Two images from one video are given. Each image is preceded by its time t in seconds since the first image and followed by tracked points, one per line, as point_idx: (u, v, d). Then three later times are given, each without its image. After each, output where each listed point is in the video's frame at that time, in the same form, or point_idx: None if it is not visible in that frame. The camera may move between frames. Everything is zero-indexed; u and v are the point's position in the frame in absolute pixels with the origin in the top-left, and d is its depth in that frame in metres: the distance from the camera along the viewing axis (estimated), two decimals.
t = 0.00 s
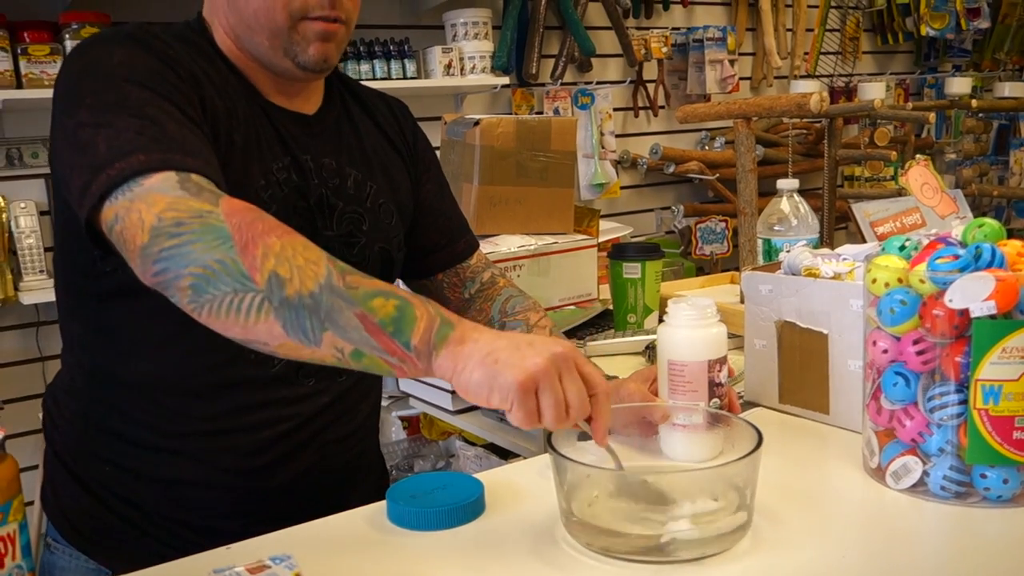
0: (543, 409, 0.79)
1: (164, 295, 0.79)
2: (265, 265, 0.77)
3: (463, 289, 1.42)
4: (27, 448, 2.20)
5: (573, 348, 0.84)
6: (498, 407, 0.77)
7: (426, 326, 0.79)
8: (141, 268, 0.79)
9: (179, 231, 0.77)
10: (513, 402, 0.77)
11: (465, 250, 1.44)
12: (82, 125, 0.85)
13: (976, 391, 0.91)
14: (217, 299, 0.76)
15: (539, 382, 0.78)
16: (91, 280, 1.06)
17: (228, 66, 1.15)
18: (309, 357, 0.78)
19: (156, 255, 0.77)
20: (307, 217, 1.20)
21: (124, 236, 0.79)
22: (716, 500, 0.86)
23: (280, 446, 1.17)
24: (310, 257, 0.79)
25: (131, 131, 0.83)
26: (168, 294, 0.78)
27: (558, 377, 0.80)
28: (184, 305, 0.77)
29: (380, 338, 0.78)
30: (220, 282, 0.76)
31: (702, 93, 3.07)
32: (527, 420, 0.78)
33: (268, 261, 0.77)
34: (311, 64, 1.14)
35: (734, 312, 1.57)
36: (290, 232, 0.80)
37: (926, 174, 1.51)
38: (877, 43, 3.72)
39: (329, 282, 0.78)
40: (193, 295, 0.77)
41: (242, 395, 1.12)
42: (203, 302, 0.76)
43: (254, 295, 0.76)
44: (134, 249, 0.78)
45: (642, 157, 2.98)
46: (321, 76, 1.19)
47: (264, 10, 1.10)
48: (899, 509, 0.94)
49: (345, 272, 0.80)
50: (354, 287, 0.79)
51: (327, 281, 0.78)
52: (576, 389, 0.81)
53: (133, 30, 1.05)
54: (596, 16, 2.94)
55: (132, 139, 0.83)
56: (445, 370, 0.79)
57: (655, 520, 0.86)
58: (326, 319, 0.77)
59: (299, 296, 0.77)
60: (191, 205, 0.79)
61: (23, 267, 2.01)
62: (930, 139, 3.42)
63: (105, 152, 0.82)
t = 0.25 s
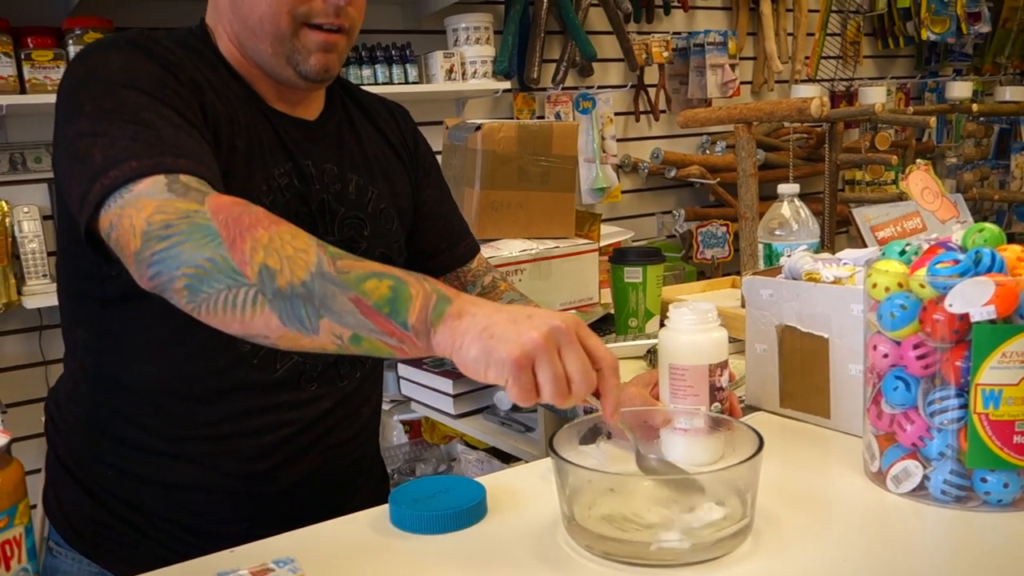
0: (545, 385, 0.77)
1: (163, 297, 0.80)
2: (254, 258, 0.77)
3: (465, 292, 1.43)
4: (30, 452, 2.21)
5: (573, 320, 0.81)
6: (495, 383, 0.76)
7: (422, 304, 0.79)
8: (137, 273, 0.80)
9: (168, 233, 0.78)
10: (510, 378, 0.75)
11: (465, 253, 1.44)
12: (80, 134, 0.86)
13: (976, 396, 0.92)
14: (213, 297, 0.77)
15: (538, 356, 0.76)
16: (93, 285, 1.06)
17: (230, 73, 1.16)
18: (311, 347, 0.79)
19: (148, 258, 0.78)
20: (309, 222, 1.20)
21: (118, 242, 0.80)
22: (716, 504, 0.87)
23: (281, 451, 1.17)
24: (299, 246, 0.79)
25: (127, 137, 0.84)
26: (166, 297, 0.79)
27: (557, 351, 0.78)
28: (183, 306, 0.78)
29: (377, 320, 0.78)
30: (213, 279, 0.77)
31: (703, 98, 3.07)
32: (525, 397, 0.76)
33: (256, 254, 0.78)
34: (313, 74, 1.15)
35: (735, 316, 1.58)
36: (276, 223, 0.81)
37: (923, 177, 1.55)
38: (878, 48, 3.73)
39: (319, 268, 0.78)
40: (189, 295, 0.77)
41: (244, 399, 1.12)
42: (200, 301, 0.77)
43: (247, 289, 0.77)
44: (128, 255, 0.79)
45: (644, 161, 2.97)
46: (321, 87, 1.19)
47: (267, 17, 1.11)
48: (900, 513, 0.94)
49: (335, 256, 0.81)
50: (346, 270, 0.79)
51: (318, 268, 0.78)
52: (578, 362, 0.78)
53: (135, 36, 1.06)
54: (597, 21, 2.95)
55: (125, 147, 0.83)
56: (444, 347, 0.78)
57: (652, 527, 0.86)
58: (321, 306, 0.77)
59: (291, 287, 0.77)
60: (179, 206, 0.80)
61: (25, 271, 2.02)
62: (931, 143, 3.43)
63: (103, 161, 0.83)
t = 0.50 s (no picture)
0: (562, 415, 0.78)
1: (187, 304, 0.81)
2: (285, 271, 0.79)
3: (467, 298, 1.43)
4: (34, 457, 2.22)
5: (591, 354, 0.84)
6: (515, 410, 0.77)
7: (445, 330, 0.80)
8: (166, 277, 0.80)
9: (202, 240, 0.79)
10: (530, 404, 0.77)
11: (469, 258, 1.45)
12: (100, 139, 0.87)
13: (977, 403, 0.92)
14: (240, 305, 0.78)
15: (559, 387, 0.78)
16: (101, 292, 1.07)
17: (237, 82, 1.17)
18: (331, 363, 0.79)
19: (179, 264, 0.79)
20: (314, 230, 1.21)
21: (147, 246, 0.81)
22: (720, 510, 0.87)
23: (285, 456, 1.18)
24: (329, 264, 0.81)
25: (151, 144, 0.85)
26: (192, 303, 0.80)
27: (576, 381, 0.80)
28: (208, 313, 0.79)
29: (399, 342, 0.79)
30: (242, 289, 0.78)
31: (705, 105, 3.08)
32: (545, 424, 0.78)
33: (288, 267, 0.79)
34: (318, 80, 1.16)
35: (737, 324, 1.58)
36: (308, 240, 0.82)
37: (925, 185, 1.53)
38: (880, 55, 3.74)
39: (348, 286, 0.80)
40: (216, 302, 0.78)
41: (250, 406, 1.13)
42: (226, 309, 0.78)
43: (276, 300, 0.78)
44: (158, 259, 0.80)
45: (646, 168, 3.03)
46: (327, 92, 1.20)
47: (273, 27, 1.12)
48: (901, 520, 0.95)
49: (362, 277, 0.82)
50: (373, 291, 0.81)
51: (346, 286, 0.80)
52: (594, 393, 0.81)
53: (144, 45, 1.07)
54: (600, 28, 2.97)
55: (151, 152, 0.84)
56: (463, 373, 0.80)
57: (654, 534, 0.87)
58: (346, 323, 0.79)
59: (319, 302, 0.78)
60: (214, 214, 0.81)
61: (31, 277, 2.03)
62: (932, 150, 3.44)
63: (127, 166, 0.83)
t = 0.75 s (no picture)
0: (549, 369, 0.79)
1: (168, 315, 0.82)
2: (259, 270, 0.80)
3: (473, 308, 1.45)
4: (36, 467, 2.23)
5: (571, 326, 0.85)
6: (500, 364, 0.77)
7: (427, 303, 0.81)
8: (143, 291, 0.81)
9: (171, 250, 0.80)
10: (516, 357, 0.77)
11: (471, 271, 1.45)
12: (90, 157, 0.89)
13: (972, 417, 0.93)
14: (219, 310, 0.79)
15: (545, 343, 0.79)
16: (106, 304, 1.09)
17: (244, 99, 1.18)
18: (317, 355, 0.80)
19: (152, 276, 0.80)
20: (318, 242, 1.23)
21: (124, 261, 0.82)
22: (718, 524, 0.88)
23: (288, 468, 1.19)
24: (302, 256, 0.82)
25: (135, 159, 0.87)
26: (170, 314, 0.81)
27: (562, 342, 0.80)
28: (187, 322, 0.80)
29: (383, 321, 0.80)
30: (219, 293, 0.79)
31: (706, 118, 3.10)
32: (530, 377, 0.77)
33: (262, 266, 0.80)
34: (324, 100, 1.18)
35: (737, 337, 1.59)
36: (278, 237, 0.83)
37: (923, 200, 1.54)
38: (879, 69, 3.76)
39: (325, 275, 0.81)
40: (194, 310, 0.79)
41: (253, 417, 1.14)
42: (205, 315, 0.79)
43: (254, 299, 0.79)
44: (134, 274, 0.81)
45: (647, 180, 3.05)
46: (331, 112, 1.22)
47: (283, 45, 1.13)
48: (898, 533, 0.96)
49: (338, 264, 0.83)
50: (350, 276, 0.81)
51: (323, 275, 0.81)
52: (579, 356, 0.81)
53: (149, 61, 1.08)
54: (601, 42, 2.99)
55: (134, 168, 0.86)
56: (448, 339, 0.79)
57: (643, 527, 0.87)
58: (328, 311, 0.79)
59: (298, 293, 0.79)
60: (182, 224, 0.82)
61: (35, 288, 2.04)
62: (932, 163, 3.45)
63: (111, 183, 0.85)
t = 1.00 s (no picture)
0: (567, 398, 0.81)
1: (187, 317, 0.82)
2: (290, 276, 0.80)
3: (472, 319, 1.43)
4: (37, 476, 2.23)
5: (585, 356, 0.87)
6: (519, 393, 0.79)
7: (450, 325, 0.83)
8: (165, 292, 0.81)
9: (202, 251, 0.80)
10: (535, 387, 0.79)
11: (474, 280, 1.45)
12: (106, 160, 0.89)
13: (971, 429, 0.93)
14: (244, 313, 0.79)
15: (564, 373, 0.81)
16: (110, 312, 1.09)
17: (248, 107, 1.19)
18: (337, 366, 0.80)
19: (179, 276, 0.80)
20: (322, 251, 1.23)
21: (147, 259, 0.82)
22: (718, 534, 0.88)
23: (290, 477, 1.19)
24: (332, 269, 0.83)
25: (155, 161, 0.87)
26: (191, 316, 0.81)
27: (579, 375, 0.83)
28: (209, 324, 0.80)
29: (406, 339, 0.81)
30: (247, 296, 0.79)
31: (707, 129, 3.11)
32: (547, 406, 0.80)
33: (292, 273, 0.81)
34: (325, 110, 1.18)
35: (737, 347, 1.59)
36: (309, 248, 0.84)
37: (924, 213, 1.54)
38: (880, 80, 3.77)
39: (353, 288, 0.82)
40: (219, 312, 0.79)
41: (256, 426, 1.15)
42: (230, 317, 0.79)
43: (281, 305, 0.79)
44: (157, 273, 0.81)
45: (648, 192, 3.03)
46: (333, 121, 1.22)
47: (286, 54, 1.13)
48: (898, 544, 0.96)
49: (365, 281, 0.84)
50: (378, 292, 0.83)
51: (351, 289, 0.82)
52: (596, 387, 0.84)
53: (156, 70, 1.09)
54: (603, 53, 3.00)
55: (154, 170, 0.86)
56: (468, 363, 0.81)
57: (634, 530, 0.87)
58: (354, 324, 0.80)
59: (325, 304, 0.80)
60: (214, 226, 0.82)
61: (37, 296, 2.05)
62: (932, 175, 3.46)
63: (131, 183, 0.85)
